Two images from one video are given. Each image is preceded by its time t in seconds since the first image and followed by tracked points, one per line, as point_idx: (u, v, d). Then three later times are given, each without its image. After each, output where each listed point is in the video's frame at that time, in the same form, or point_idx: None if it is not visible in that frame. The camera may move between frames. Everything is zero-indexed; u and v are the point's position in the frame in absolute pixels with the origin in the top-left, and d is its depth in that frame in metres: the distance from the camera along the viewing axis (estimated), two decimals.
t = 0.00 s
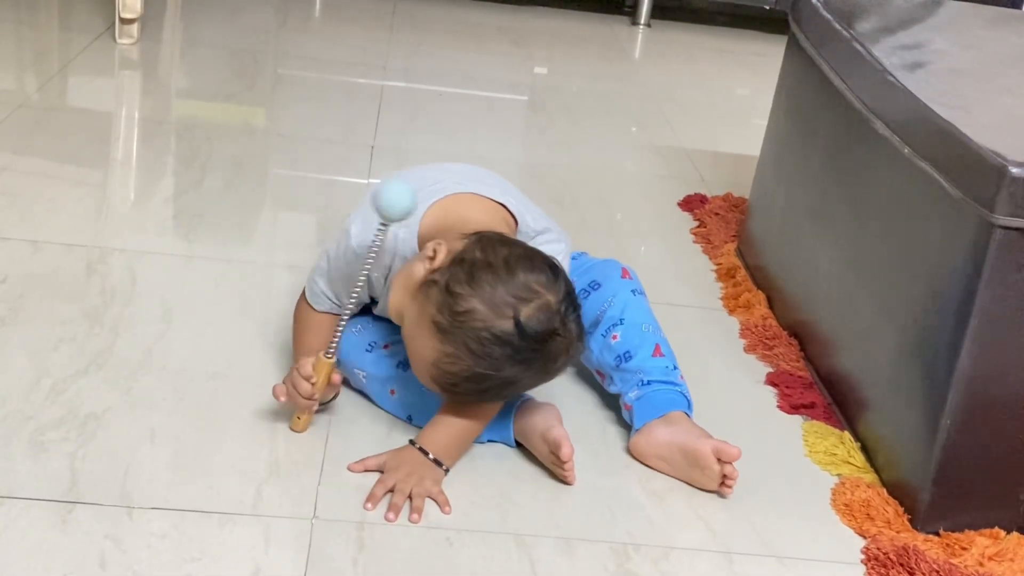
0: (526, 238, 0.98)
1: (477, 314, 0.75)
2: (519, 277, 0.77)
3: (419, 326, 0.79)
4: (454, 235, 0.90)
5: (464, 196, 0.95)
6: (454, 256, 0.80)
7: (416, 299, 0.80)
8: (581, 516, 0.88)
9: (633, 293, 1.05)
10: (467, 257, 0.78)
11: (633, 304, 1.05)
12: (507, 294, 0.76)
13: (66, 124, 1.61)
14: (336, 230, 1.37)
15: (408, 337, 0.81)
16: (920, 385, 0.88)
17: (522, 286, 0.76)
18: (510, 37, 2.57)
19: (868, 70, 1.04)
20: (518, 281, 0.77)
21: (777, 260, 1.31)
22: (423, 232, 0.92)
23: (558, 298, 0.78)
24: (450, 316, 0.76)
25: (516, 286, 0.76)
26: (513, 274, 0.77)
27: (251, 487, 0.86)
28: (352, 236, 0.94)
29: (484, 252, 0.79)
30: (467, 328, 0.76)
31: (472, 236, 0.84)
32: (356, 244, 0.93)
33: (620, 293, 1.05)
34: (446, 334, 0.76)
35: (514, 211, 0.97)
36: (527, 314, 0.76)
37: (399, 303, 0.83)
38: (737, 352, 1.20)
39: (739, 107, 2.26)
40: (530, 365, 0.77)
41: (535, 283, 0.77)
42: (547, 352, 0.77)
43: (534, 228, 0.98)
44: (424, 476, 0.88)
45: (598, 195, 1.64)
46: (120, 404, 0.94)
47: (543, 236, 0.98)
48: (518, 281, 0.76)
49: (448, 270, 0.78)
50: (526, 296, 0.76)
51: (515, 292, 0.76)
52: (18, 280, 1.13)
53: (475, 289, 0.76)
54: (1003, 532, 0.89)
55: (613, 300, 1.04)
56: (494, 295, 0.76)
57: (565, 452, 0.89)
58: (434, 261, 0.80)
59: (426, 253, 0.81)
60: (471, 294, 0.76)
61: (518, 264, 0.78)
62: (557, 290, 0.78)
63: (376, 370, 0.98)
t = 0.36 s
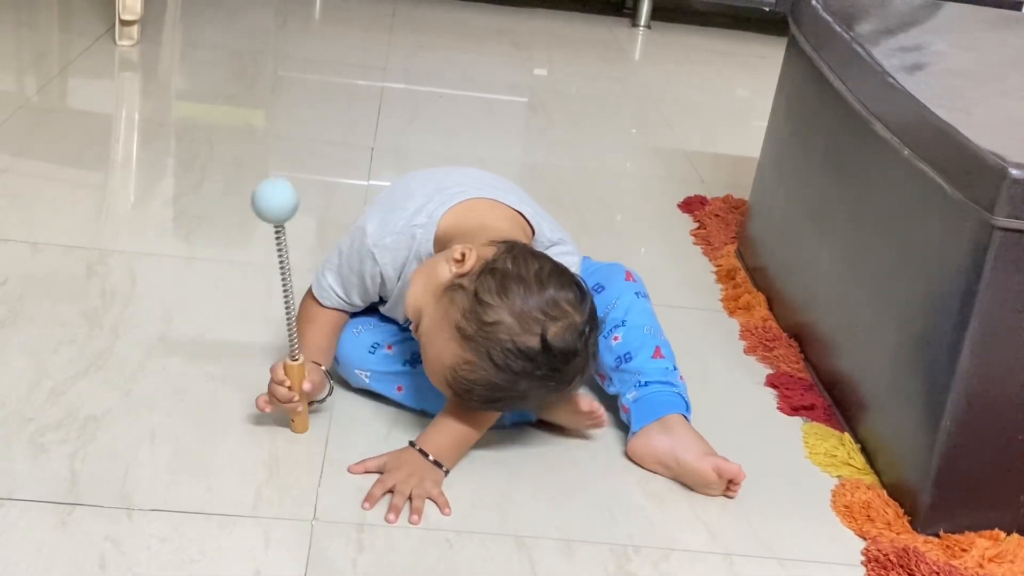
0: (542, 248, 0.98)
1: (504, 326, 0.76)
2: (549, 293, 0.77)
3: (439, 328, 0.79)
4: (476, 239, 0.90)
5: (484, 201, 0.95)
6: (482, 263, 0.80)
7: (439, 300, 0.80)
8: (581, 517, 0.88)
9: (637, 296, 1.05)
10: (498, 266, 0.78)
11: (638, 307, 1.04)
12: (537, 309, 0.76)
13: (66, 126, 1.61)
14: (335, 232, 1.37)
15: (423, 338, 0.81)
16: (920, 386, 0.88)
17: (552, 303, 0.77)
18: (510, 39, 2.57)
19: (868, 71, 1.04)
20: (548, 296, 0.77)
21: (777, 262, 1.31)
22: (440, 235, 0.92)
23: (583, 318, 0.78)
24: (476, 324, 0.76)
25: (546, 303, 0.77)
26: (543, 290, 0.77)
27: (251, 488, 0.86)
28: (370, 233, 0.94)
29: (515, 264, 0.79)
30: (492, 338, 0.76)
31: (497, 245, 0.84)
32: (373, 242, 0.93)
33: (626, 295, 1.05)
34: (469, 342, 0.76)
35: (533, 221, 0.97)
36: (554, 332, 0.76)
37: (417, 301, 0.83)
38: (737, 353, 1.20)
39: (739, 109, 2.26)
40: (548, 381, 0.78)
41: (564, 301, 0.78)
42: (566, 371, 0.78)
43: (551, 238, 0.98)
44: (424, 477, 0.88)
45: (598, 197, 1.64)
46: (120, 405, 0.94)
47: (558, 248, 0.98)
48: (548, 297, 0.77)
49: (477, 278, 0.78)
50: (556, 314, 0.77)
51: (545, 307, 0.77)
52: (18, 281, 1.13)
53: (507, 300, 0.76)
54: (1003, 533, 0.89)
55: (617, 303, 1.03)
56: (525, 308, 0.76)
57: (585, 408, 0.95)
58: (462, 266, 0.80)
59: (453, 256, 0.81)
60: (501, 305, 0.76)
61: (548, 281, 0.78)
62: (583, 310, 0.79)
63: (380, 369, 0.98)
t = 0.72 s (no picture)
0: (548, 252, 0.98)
1: (508, 328, 0.76)
2: (554, 297, 0.77)
3: (443, 326, 0.79)
4: (483, 239, 0.90)
5: (492, 203, 0.95)
6: (489, 263, 0.80)
7: (444, 298, 0.80)
8: (582, 519, 0.88)
9: (638, 298, 1.04)
10: (503, 268, 0.78)
11: (638, 308, 1.04)
12: (541, 312, 0.76)
13: (67, 128, 1.61)
14: (335, 234, 1.38)
15: (426, 335, 0.81)
16: (920, 388, 0.88)
17: (556, 306, 0.77)
18: (510, 41, 2.58)
19: (868, 74, 1.04)
20: (553, 300, 0.77)
21: (777, 263, 1.31)
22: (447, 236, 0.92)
23: (587, 324, 0.78)
24: (480, 325, 0.76)
25: (550, 306, 0.77)
26: (549, 293, 0.77)
27: (250, 490, 0.86)
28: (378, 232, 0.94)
29: (521, 266, 0.79)
30: (496, 339, 0.76)
31: (504, 246, 0.84)
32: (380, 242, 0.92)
33: (626, 296, 1.04)
34: (472, 341, 0.76)
35: (540, 226, 0.97)
36: (558, 336, 0.76)
37: (422, 299, 0.83)
38: (737, 355, 1.20)
39: (738, 111, 2.26)
40: (548, 385, 0.78)
41: (569, 306, 0.78)
42: (568, 375, 0.78)
43: (557, 243, 0.98)
44: (424, 479, 0.88)
45: (598, 198, 1.65)
46: (120, 407, 0.94)
47: (564, 252, 0.98)
48: (553, 300, 0.77)
49: (483, 278, 0.78)
50: (560, 318, 0.77)
51: (550, 310, 0.77)
52: (18, 283, 1.13)
53: (512, 302, 0.76)
54: (1003, 535, 0.89)
55: (618, 305, 1.03)
56: (529, 311, 0.76)
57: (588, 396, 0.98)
58: (468, 266, 0.80)
59: (460, 255, 0.81)
60: (506, 307, 0.76)
61: (554, 284, 0.78)
62: (588, 314, 0.79)
63: (387, 372, 0.98)
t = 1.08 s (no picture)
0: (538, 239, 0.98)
1: (494, 312, 0.75)
2: (533, 271, 0.77)
3: (436, 329, 0.79)
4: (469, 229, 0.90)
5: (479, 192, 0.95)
6: (462, 255, 0.80)
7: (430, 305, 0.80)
8: (582, 520, 0.88)
9: (641, 301, 1.04)
10: (474, 255, 0.78)
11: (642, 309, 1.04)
12: (521, 289, 0.76)
13: (67, 129, 1.62)
14: (335, 234, 1.38)
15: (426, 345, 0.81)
16: (920, 389, 0.88)
17: (534, 279, 0.76)
18: (510, 42, 2.58)
19: (868, 75, 1.04)
20: (531, 273, 0.76)
21: (777, 265, 1.31)
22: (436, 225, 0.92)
23: (572, 288, 0.78)
24: (467, 316, 0.76)
25: (529, 280, 0.76)
26: (525, 269, 0.77)
27: (250, 491, 0.86)
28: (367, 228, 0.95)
29: (493, 248, 0.79)
30: (486, 327, 0.75)
31: (476, 233, 0.83)
32: (371, 239, 0.94)
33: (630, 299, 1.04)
34: (466, 336, 0.76)
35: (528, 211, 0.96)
36: (543, 308, 0.76)
37: (415, 310, 0.83)
38: (737, 356, 1.20)
39: (738, 112, 2.26)
40: (550, 356, 0.77)
41: (548, 275, 0.77)
42: (568, 341, 0.77)
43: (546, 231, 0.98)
44: (428, 479, 0.88)
45: (598, 199, 1.65)
46: (120, 407, 0.94)
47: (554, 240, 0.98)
48: (530, 274, 0.76)
49: (458, 271, 0.78)
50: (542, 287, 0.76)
51: (527, 283, 0.76)
52: (18, 284, 1.13)
53: (489, 286, 0.76)
54: (1003, 536, 0.89)
55: (620, 307, 1.03)
56: (511, 291, 0.76)
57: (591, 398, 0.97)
58: (443, 264, 0.80)
59: (434, 257, 0.81)
60: (487, 292, 0.76)
61: (528, 258, 0.78)
62: (569, 278, 0.78)
63: (386, 373, 0.98)
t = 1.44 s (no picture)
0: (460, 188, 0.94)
1: (345, 145, 0.75)
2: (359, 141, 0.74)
3: (401, 259, 0.75)
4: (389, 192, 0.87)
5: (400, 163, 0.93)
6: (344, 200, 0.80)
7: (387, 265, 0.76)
8: (581, 521, 0.88)
9: (601, 279, 1.04)
10: (340, 197, 0.76)
11: (603, 290, 1.03)
12: (349, 126, 0.76)
13: (67, 130, 1.62)
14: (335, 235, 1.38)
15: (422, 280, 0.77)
16: (920, 391, 0.88)
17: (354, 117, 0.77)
18: (510, 42, 2.58)
19: (868, 76, 1.04)
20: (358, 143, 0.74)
21: (777, 265, 1.31)
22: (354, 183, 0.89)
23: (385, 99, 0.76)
24: (348, 180, 0.75)
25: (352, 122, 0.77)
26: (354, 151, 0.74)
27: (250, 491, 0.86)
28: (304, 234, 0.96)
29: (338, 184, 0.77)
30: (396, 190, 0.72)
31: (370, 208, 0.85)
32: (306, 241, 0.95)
33: (590, 280, 1.04)
34: (398, 215, 0.72)
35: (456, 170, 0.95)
36: (389, 136, 0.73)
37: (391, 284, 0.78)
38: (737, 357, 1.20)
39: (739, 113, 2.26)
40: (415, 111, 0.75)
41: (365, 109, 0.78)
42: (419, 96, 0.76)
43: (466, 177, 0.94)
44: (422, 481, 0.88)
45: (598, 200, 1.65)
46: (120, 408, 0.94)
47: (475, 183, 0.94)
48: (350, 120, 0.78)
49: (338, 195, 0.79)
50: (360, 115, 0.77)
51: (349, 125, 0.76)
52: (18, 284, 1.13)
53: (360, 178, 0.74)
54: (1003, 538, 0.89)
55: (581, 289, 1.03)
56: (366, 164, 0.73)
57: (606, 420, 0.96)
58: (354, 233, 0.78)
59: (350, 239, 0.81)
60: (340, 152, 0.76)
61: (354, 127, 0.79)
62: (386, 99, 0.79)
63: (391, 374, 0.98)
